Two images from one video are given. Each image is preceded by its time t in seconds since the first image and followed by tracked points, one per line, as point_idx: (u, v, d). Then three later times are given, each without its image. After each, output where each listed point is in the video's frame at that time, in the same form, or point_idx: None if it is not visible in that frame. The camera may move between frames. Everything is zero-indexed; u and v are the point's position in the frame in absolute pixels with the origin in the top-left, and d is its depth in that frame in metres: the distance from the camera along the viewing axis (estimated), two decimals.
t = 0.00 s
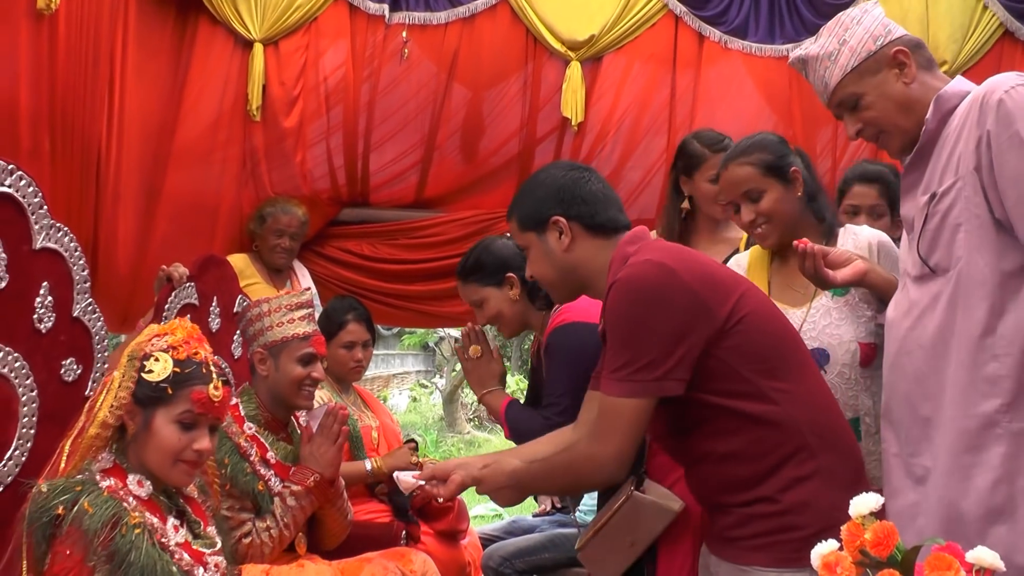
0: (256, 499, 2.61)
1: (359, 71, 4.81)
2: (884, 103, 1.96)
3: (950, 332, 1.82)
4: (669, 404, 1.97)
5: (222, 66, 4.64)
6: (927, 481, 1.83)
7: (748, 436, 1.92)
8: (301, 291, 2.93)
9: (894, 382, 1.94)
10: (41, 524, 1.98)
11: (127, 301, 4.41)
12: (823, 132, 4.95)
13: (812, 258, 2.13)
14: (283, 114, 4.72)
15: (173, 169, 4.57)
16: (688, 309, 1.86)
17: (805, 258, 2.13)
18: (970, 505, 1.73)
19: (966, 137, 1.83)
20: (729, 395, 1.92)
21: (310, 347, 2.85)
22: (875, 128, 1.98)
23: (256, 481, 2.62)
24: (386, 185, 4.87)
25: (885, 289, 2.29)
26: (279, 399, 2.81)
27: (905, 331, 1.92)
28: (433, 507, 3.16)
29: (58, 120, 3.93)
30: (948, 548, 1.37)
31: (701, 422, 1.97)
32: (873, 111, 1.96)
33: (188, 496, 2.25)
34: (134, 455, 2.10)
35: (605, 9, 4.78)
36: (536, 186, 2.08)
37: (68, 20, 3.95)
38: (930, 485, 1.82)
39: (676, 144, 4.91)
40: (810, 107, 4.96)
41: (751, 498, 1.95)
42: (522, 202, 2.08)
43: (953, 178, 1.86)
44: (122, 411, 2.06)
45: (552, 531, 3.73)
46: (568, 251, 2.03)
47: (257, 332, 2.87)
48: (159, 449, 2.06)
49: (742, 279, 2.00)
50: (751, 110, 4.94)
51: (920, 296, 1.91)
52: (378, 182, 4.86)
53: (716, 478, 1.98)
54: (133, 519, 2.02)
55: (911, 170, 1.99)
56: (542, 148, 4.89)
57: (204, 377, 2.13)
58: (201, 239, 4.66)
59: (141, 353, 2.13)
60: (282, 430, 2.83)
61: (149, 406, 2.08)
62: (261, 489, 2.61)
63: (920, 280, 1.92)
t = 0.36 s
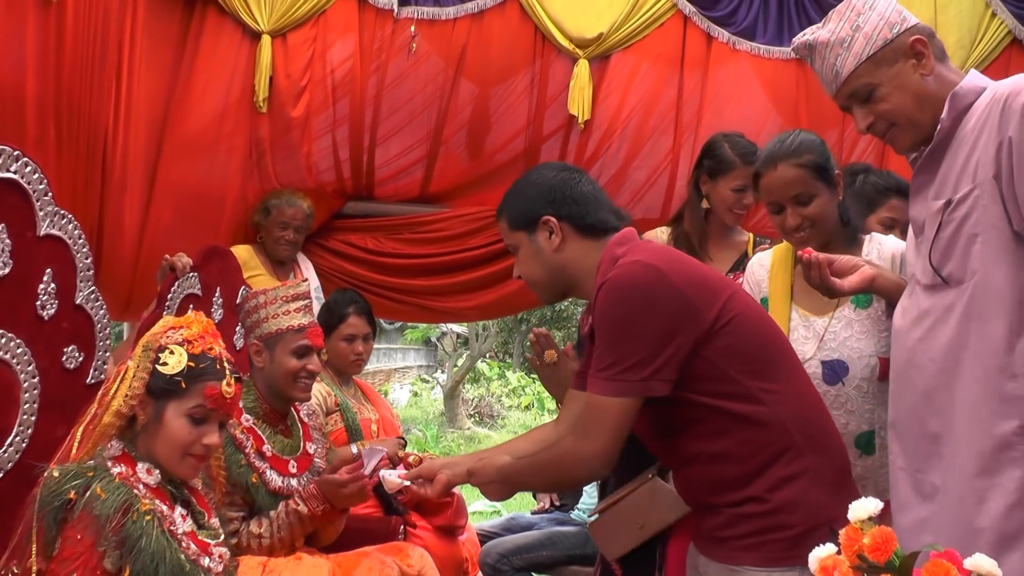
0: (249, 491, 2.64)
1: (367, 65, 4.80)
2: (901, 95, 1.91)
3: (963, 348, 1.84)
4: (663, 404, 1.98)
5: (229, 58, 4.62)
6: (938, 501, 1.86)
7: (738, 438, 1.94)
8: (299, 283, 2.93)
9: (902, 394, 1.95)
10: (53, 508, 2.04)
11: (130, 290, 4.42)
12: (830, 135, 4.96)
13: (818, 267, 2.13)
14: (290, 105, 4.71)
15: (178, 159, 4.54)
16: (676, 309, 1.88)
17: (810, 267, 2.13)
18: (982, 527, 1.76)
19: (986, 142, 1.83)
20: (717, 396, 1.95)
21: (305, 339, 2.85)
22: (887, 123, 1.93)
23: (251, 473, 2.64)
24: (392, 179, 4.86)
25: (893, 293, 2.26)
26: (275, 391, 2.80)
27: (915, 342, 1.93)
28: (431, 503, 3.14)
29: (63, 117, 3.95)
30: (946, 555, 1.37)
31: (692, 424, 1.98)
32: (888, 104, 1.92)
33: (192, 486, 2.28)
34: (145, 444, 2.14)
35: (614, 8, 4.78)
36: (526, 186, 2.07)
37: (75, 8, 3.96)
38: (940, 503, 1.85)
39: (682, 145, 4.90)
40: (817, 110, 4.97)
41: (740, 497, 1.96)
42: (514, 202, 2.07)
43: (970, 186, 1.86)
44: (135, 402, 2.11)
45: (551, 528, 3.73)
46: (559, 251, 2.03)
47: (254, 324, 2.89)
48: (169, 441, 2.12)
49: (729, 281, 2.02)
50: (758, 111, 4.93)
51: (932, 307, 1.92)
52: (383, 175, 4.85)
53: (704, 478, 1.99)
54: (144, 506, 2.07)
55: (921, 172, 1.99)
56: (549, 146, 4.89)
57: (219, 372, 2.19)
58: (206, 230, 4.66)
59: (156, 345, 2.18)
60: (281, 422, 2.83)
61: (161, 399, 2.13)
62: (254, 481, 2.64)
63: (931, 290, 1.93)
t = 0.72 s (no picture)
0: (254, 485, 2.66)
1: (370, 60, 4.79)
2: (911, 86, 1.85)
3: (969, 358, 1.81)
4: (660, 401, 1.98)
5: (232, 51, 4.61)
6: (942, 510, 1.85)
7: (732, 434, 1.94)
8: (301, 275, 2.93)
9: (909, 400, 1.95)
10: (65, 501, 2.07)
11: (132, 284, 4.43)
12: (832, 134, 4.98)
13: (816, 263, 2.11)
14: (292, 100, 4.70)
15: (181, 152, 4.53)
16: (669, 307, 1.89)
17: (809, 263, 2.11)
18: (984, 542, 1.75)
19: (1001, 147, 1.79)
20: (711, 393, 1.95)
21: (310, 330, 2.84)
22: (895, 114, 1.87)
23: (256, 466, 2.65)
24: (394, 173, 4.86)
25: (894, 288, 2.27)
26: (282, 384, 2.81)
27: (922, 349, 1.91)
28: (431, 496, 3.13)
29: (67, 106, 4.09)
30: (945, 553, 1.39)
31: (684, 422, 1.99)
32: (897, 95, 1.85)
33: (197, 481, 2.32)
34: (153, 440, 2.19)
35: (617, 5, 4.78)
36: (522, 185, 2.07)
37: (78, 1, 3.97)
38: (945, 513, 1.85)
39: (684, 142, 4.90)
40: (819, 108, 4.98)
41: (735, 494, 1.96)
42: (507, 203, 2.07)
43: (981, 192, 1.82)
44: (150, 396, 2.15)
45: (549, 524, 3.71)
46: (555, 250, 2.03)
47: (258, 318, 2.89)
48: (191, 431, 2.17)
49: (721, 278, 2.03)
50: (762, 109, 4.92)
51: (938, 314, 1.89)
52: (386, 170, 4.84)
53: (698, 474, 1.99)
54: (155, 500, 2.11)
55: (929, 170, 1.95)
56: (551, 142, 4.88)
57: (233, 363, 2.26)
58: (206, 222, 4.63)
59: (167, 339, 2.21)
60: (287, 417, 2.84)
61: (183, 392, 2.18)
62: (258, 475, 2.65)
63: (938, 296, 1.90)
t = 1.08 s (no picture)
0: (255, 483, 2.67)
1: (372, 56, 4.78)
2: (915, 73, 1.81)
3: (982, 354, 1.78)
4: (661, 401, 1.97)
5: (235, 45, 4.60)
6: (951, 511, 1.82)
7: (735, 432, 1.94)
8: (305, 271, 2.93)
9: (916, 398, 1.91)
10: (73, 497, 2.09)
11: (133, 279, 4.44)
12: (835, 132, 4.96)
13: (824, 258, 2.17)
14: (294, 95, 4.69)
15: (183, 147, 4.53)
16: (671, 305, 1.88)
17: (816, 257, 2.17)
18: (994, 543, 1.72)
19: (1016, 137, 1.76)
20: (713, 391, 1.95)
21: (316, 325, 2.84)
22: (897, 99, 1.83)
23: (257, 464, 2.67)
24: (395, 169, 4.86)
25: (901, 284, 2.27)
26: (289, 380, 2.82)
27: (932, 345, 1.88)
28: (431, 494, 3.15)
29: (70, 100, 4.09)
30: (946, 552, 1.41)
31: (690, 419, 1.98)
32: (900, 79, 1.82)
33: (200, 479, 2.34)
34: (160, 437, 2.23)
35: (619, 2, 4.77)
36: (524, 181, 2.07)
37: None
38: (954, 513, 1.81)
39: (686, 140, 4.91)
40: (822, 106, 4.96)
41: (736, 492, 1.97)
42: (510, 199, 2.06)
43: (994, 184, 1.79)
44: (161, 391, 2.19)
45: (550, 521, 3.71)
46: (558, 247, 2.03)
47: (265, 315, 2.89)
48: (205, 426, 2.22)
49: (722, 274, 2.02)
50: (764, 107, 4.91)
51: (949, 309, 1.86)
52: (387, 166, 4.84)
53: (700, 472, 1.99)
54: (162, 498, 2.13)
55: (938, 163, 1.91)
56: (553, 139, 4.88)
57: (241, 357, 2.31)
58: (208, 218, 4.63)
59: (176, 336, 2.22)
60: (292, 414, 2.85)
61: (197, 387, 2.22)
62: (260, 473, 2.66)
63: (948, 291, 1.87)
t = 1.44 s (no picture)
0: (260, 472, 2.65)
1: (377, 48, 4.76)
2: (916, 81, 1.89)
3: (988, 351, 1.80)
4: (667, 394, 2.02)
5: (240, 36, 4.59)
6: (955, 508, 1.84)
7: (743, 431, 1.99)
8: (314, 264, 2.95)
9: (922, 395, 1.93)
10: (70, 489, 2.09)
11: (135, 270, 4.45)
12: (840, 130, 4.95)
13: (839, 259, 2.21)
14: (300, 87, 4.68)
15: (187, 138, 4.52)
16: (680, 302, 1.94)
17: (832, 258, 2.21)
18: (999, 540, 1.73)
19: None
20: (724, 389, 1.99)
21: (323, 318, 2.87)
22: (905, 107, 1.92)
23: (262, 454, 2.64)
24: (400, 163, 4.84)
25: (915, 285, 2.31)
26: (291, 370, 2.83)
27: (939, 342, 1.90)
28: (433, 487, 3.15)
29: (77, 88, 4.22)
30: (950, 552, 1.41)
31: (695, 416, 2.03)
32: (905, 89, 1.90)
33: (199, 469, 2.34)
34: (157, 428, 2.23)
35: None
36: (540, 176, 2.09)
37: None
38: (958, 510, 1.83)
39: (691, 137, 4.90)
40: (827, 104, 4.94)
41: (745, 491, 2.02)
42: (527, 194, 2.08)
43: (1006, 181, 1.81)
44: (157, 381, 2.19)
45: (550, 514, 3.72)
46: (574, 241, 2.06)
47: (269, 306, 2.90)
48: (201, 416, 2.22)
49: (738, 274, 2.07)
50: (769, 104, 4.91)
51: (957, 306, 1.88)
52: (391, 159, 4.82)
53: (708, 471, 2.04)
54: (159, 490, 2.14)
55: (953, 158, 1.95)
56: (558, 134, 4.87)
57: (236, 346, 2.30)
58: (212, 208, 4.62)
59: (171, 325, 2.23)
60: (293, 404, 2.85)
61: (192, 375, 2.22)
62: (264, 463, 2.64)
63: (956, 287, 1.90)
